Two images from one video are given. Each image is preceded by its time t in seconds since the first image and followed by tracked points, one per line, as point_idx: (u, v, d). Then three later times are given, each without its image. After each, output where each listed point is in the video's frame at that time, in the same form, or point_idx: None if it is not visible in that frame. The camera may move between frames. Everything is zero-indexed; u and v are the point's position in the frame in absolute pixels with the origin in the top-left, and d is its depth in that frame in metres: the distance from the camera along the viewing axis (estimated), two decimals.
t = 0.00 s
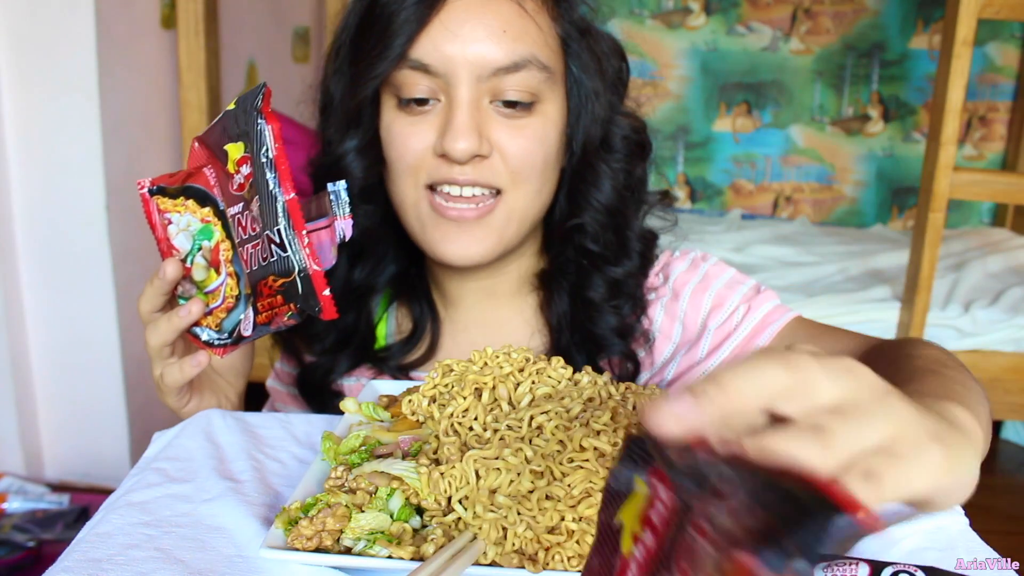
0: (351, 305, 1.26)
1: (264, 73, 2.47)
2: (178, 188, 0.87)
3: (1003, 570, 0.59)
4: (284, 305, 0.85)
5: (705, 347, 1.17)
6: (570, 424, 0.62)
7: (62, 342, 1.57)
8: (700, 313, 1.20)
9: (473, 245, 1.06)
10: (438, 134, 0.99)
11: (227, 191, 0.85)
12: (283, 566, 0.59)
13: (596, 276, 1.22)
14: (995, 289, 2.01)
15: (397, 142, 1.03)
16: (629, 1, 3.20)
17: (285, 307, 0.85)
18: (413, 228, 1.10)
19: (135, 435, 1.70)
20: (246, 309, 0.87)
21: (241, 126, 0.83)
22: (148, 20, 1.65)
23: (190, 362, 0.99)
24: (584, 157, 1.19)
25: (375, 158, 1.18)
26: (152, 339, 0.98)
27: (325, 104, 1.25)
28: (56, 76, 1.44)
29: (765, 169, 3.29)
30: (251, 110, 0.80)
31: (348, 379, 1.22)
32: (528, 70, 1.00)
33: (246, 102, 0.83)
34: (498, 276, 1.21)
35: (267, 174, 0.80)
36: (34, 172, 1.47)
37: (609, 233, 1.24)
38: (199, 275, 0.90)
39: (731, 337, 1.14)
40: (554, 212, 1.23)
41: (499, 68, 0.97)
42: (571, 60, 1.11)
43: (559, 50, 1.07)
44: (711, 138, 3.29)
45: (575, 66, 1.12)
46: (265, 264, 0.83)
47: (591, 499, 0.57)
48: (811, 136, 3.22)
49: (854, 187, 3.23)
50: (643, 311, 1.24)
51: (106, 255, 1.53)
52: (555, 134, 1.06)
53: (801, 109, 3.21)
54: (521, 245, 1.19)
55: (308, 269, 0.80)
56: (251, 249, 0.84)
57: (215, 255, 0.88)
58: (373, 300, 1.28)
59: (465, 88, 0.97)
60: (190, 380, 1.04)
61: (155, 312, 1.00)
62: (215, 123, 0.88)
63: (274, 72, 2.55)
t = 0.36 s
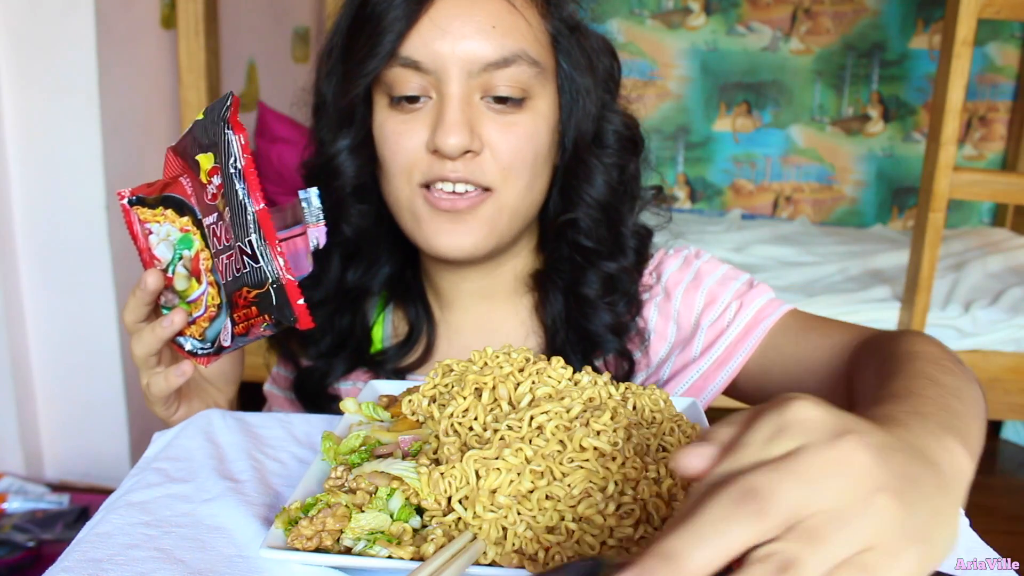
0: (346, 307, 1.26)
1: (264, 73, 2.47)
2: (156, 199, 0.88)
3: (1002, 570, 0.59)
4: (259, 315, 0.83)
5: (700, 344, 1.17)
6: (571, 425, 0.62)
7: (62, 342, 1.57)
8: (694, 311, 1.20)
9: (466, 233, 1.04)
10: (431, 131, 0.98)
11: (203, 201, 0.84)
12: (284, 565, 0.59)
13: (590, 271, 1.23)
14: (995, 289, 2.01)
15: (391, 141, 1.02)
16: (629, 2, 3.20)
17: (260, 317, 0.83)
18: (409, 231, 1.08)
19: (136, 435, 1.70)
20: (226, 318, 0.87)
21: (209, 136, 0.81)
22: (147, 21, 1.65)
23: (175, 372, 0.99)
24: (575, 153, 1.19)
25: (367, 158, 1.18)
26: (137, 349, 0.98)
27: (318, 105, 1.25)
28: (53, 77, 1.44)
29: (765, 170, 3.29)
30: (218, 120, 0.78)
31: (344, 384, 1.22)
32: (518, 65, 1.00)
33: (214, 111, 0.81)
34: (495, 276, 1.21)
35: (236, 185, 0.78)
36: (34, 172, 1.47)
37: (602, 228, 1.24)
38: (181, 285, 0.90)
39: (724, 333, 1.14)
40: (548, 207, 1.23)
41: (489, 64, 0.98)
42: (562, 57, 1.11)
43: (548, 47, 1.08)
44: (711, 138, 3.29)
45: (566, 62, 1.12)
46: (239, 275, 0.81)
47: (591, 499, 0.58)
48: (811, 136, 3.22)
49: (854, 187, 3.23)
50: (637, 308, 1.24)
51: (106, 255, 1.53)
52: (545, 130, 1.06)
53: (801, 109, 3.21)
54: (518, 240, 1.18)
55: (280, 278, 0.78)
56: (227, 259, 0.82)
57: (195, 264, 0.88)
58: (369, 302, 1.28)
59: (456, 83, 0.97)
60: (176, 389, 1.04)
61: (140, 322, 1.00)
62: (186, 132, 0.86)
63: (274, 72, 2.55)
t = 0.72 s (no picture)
0: (352, 305, 1.26)
1: (263, 73, 2.47)
2: (170, 195, 0.87)
3: (1002, 570, 0.59)
4: (276, 314, 0.86)
5: (704, 343, 1.18)
6: (571, 425, 0.62)
7: (61, 342, 1.57)
8: (699, 309, 1.21)
9: (479, 238, 1.05)
10: (444, 133, 0.98)
11: (219, 199, 0.85)
12: (283, 566, 0.60)
13: (596, 274, 1.22)
14: (995, 289, 2.01)
15: (405, 142, 1.02)
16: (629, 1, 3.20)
17: (277, 317, 0.86)
18: (422, 235, 1.08)
19: (135, 435, 1.70)
20: (240, 316, 0.87)
21: (229, 135, 0.83)
22: (148, 21, 1.65)
23: (186, 369, 0.98)
24: (585, 155, 1.19)
25: (377, 159, 1.16)
26: (147, 346, 0.98)
27: (326, 104, 1.25)
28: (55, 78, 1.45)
29: (765, 170, 3.29)
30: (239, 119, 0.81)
31: (349, 380, 1.22)
32: (532, 67, 1.00)
33: (233, 112, 0.84)
34: (500, 277, 1.21)
35: (257, 184, 0.81)
36: (35, 173, 1.48)
37: (609, 231, 1.23)
38: (193, 282, 0.89)
39: (727, 333, 1.15)
40: (556, 209, 1.23)
41: (503, 66, 0.98)
42: (573, 58, 1.11)
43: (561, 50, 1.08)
44: (711, 138, 3.29)
45: (577, 64, 1.12)
46: (256, 274, 0.83)
47: (591, 499, 0.58)
48: (811, 136, 3.22)
49: (854, 187, 3.23)
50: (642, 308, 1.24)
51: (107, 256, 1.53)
52: (556, 132, 1.06)
53: (801, 109, 3.21)
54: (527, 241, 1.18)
55: (298, 277, 0.81)
56: (243, 258, 0.83)
57: (209, 261, 0.87)
58: (375, 300, 1.27)
59: (470, 85, 0.97)
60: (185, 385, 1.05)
61: (150, 318, 0.99)
62: (204, 130, 0.87)
63: (274, 71, 2.55)
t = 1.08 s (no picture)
0: (362, 300, 1.25)
1: (263, 72, 2.46)
2: (190, 186, 0.88)
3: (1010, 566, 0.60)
4: (303, 305, 0.85)
5: (714, 347, 1.19)
6: (571, 425, 0.62)
7: (61, 342, 1.57)
8: (712, 314, 1.22)
9: (491, 231, 1.04)
10: (460, 129, 0.98)
11: (242, 190, 0.85)
12: (283, 566, 0.60)
13: (611, 268, 1.23)
14: (995, 289, 2.01)
15: (419, 138, 1.02)
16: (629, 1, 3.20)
17: (304, 307, 0.85)
18: (437, 231, 1.07)
19: (135, 435, 1.70)
20: (261, 308, 0.88)
21: (257, 126, 0.83)
22: (149, 20, 1.65)
23: (204, 361, 0.99)
24: (599, 151, 1.19)
25: (392, 156, 1.16)
26: (165, 338, 0.98)
27: (341, 100, 1.25)
28: (57, 76, 1.44)
29: (765, 170, 3.29)
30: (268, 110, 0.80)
31: (358, 375, 1.22)
32: (548, 64, 1.00)
33: (261, 102, 0.83)
34: (510, 273, 1.21)
35: (285, 175, 0.80)
36: (35, 172, 1.47)
37: (623, 225, 1.24)
38: (213, 273, 0.90)
39: (739, 338, 1.16)
40: (569, 206, 1.23)
41: (518, 63, 0.98)
42: (585, 56, 1.11)
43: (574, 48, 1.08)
44: (711, 138, 3.29)
45: (590, 62, 1.12)
46: (284, 265, 0.83)
47: (591, 499, 0.58)
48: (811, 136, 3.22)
49: (854, 187, 3.23)
50: (652, 303, 1.24)
51: (107, 255, 1.53)
52: (570, 131, 1.06)
53: (800, 109, 3.21)
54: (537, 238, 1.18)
55: (326, 268, 0.81)
56: (270, 249, 0.83)
57: (229, 253, 0.88)
58: (384, 295, 1.27)
59: (485, 82, 0.97)
60: (201, 378, 1.04)
61: (168, 311, 0.99)
62: (228, 122, 0.87)
63: (274, 71, 2.55)
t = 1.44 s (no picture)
0: (363, 302, 1.25)
1: (263, 72, 2.47)
2: (192, 189, 0.88)
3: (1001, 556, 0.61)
4: (303, 311, 0.84)
5: (703, 347, 1.19)
6: (571, 425, 0.62)
7: (61, 343, 1.57)
8: (699, 313, 1.22)
9: (491, 235, 1.04)
10: (461, 131, 0.98)
11: (244, 194, 0.85)
12: (284, 566, 0.60)
13: (609, 271, 1.23)
14: (995, 289, 2.01)
15: (420, 142, 1.02)
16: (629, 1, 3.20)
17: (303, 313, 0.85)
18: (434, 232, 1.08)
19: (136, 435, 1.70)
20: (261, 312, 0.88)
21: (259, 131, 0.82)
22: (149, 20, 1.65)
23: (203, 364, 0.99)
24: (598, 153, 1.19)
25: (393, 156, 1.15)
26: (165, 341, 0.98)
27: (341, 101, 1.25)
28: (56, 77, 1.45)
29: (765, 170, 3.29)
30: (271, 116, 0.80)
31: (357, 376, 1.22)
32: (548, 64, 1.00)
33: (265, 107, 0.82)
34: (510, 276, 1.20)
35: (286, 181, 0.80)
36: (35, 173, 1.47)
37: (621, 228, 1.23)
38: (214, 277, 0.90)
39: (726, 336, 1.16)
40: (568, 208, 1.22)
41: (519, 63, 0.98)
42: (586, 57, 1.11)
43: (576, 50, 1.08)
44: (711, 138, 3.29)
45: (591, 63, 1.12)
46: (284, 270, 0.83)
47: (591, 499, 0.58)
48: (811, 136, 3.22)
49: (854, 187, 3.23)
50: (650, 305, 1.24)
51: (106, 255, 1.53)
52: (570, 132, 1.06)
53: (801, 109, 3.21)
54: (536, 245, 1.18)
55: (325, 274, 0.81)
56: (270, 254, 0.83)
57: (230, 257, 0.88)
58: (385, 297, 1.27)
59: (486, 83, 0.97)
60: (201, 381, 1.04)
61: (168, 313, 0.99)
62: (231, 125, 0.87)
63: (274, 71, 2.55)
